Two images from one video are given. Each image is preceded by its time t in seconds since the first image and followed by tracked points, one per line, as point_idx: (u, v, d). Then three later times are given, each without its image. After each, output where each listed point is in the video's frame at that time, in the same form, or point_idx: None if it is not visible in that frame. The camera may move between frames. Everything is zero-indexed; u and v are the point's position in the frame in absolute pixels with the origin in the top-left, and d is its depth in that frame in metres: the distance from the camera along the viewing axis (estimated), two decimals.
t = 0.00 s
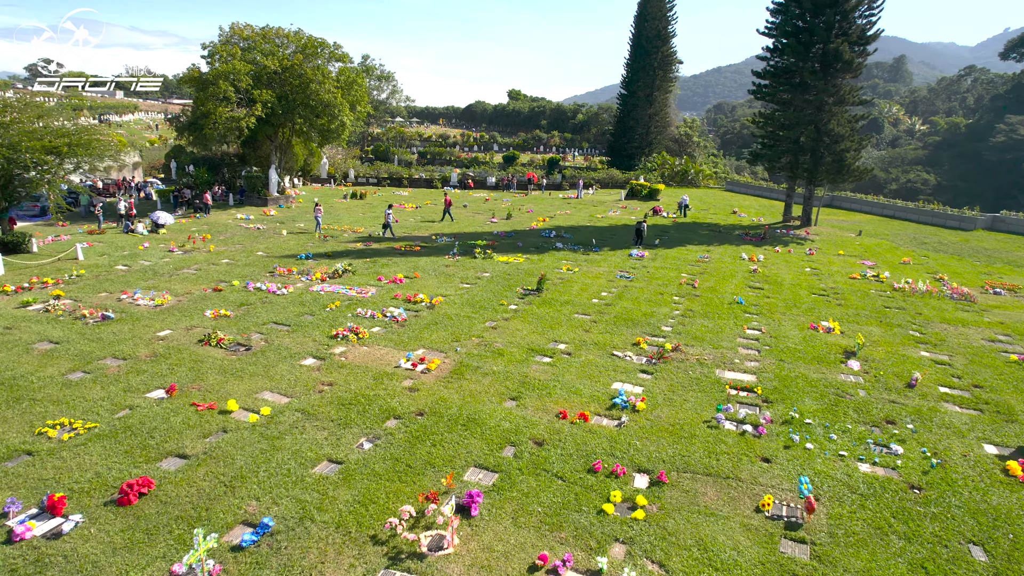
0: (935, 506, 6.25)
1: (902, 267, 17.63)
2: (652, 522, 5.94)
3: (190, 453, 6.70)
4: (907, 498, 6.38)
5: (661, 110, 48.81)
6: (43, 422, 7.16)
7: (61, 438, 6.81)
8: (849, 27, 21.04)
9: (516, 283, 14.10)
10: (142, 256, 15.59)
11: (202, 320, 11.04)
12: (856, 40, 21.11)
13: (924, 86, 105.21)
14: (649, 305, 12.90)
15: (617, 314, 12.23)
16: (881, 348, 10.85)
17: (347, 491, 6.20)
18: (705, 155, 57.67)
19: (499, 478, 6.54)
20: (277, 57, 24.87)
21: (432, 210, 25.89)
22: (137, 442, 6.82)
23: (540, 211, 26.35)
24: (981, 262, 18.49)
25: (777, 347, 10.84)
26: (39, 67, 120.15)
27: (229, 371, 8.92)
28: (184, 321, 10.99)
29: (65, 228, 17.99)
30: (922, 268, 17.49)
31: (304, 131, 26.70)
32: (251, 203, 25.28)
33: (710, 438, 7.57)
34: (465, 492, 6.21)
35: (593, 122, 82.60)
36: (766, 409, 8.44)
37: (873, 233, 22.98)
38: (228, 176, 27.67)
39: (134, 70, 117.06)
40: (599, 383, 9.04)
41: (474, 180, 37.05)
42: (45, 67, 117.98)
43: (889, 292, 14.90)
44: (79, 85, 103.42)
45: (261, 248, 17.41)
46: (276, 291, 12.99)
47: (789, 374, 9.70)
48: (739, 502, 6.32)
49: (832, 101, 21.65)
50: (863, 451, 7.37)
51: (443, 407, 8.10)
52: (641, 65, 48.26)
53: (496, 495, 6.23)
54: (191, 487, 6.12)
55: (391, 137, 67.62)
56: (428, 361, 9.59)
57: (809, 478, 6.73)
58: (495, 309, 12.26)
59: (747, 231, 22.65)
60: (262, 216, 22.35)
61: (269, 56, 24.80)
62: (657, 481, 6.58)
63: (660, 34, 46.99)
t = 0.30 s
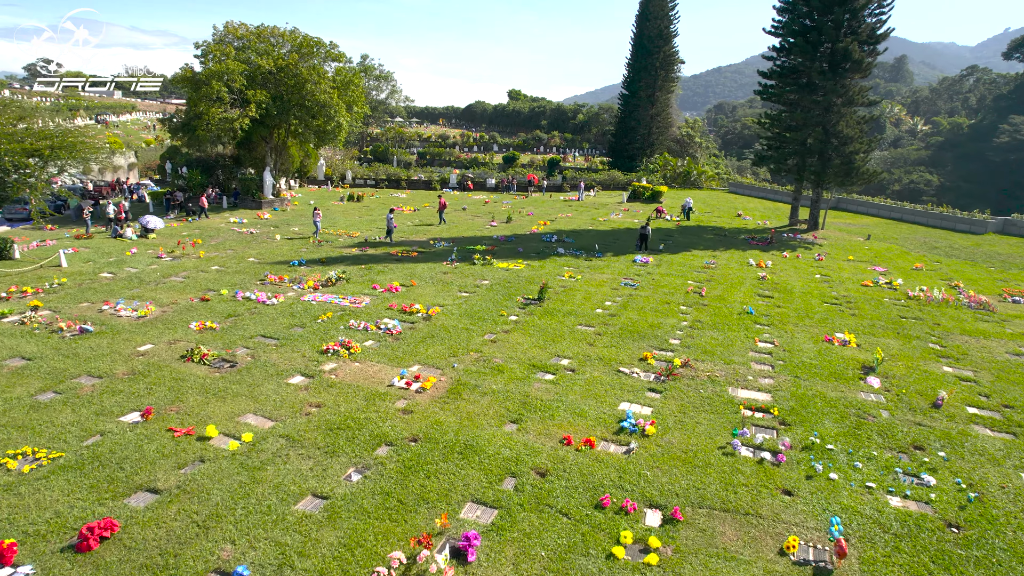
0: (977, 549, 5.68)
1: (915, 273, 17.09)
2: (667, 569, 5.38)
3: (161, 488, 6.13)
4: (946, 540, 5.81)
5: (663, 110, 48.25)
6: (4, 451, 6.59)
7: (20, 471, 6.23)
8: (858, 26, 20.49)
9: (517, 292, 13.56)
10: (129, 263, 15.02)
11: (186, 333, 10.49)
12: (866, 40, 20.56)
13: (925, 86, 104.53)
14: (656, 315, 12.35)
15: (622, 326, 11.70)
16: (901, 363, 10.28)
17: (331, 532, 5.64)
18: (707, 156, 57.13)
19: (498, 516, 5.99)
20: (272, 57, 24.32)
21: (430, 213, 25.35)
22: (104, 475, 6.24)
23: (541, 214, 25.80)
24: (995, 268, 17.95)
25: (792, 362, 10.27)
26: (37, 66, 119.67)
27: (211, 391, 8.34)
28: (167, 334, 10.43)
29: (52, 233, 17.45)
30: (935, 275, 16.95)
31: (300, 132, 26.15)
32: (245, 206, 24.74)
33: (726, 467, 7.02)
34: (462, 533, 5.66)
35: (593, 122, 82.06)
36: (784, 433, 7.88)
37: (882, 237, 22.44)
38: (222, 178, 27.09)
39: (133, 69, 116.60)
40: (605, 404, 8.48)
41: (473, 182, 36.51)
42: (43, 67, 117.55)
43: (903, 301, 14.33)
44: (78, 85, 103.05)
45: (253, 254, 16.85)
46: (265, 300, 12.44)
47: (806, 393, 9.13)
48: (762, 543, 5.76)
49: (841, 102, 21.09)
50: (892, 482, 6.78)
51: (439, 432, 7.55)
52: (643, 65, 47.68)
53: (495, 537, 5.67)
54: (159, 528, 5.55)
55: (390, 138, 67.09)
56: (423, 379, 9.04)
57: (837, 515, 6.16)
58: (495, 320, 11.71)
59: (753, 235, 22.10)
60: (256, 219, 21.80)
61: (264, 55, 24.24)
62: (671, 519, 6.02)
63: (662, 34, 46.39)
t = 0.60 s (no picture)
0: None
1: (929, 281, 16.55)
2: None
3: (128, 531, 5.57)
4: None
5: (665, 111, 47.68)
6: None
7: None
8: (868, 26, 19.96)
9: (517, 302, 13.04)
10: (115, 271, 14.48)
11: (169, 349, 9.95)
12: (876, 39, 20.01)
13: (928, 86, 103.85)
14: (663, 328, 11.80)
15: (628, 339, 11.16)
16: (924, 381, 9.70)
17: None
18: (710, 157, 56.54)
19: (498, 563, 5.44)
20: (266, 57, 23.78)
21: (428, 217, 24.80)
22: (65, 517, 5.67)
23: (541, 218, 25.24)
24: (1011, 275, 17.41)
25: (808, 380, 9.71)
26: (36, 66, 119.12)
27: (191, 416, 7.77)
28: (149, 350, 9.88)
29: (38, 240, 16.91)
30: (949, 282, 16.41)
31: (296, 134, 25.60)
32: (240, 209, 24.21)
33: (744, 503, 6.47)
34: None
35: (594, 123, 81.42)
36: (805, 462, 7.33)
37: (892, 242, 21.90)
38: (217, 180, 26.54)
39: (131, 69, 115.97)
40: (612, 429, 7.93)
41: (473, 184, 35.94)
42: (42, 67, 117.06)
43: (920, 311, 13.75)
44: (76, 85, 102.55)
45: (245, 261, 16.31)
46: (255, 312, 11.90)
47: (825, 415, 8.57)
48: None
49: (851, 103, 20.55)
50: (926, 520, 6.22)
51: (434, 462, 7.01)
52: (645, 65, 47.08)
53: None
54: None
55: (389, 138, 66.51)
56: (419, 401, 8.50)
57: (872, 565, 5.57)
58: (494, 334, 11.16)
59: (760, 240, 21.55)
60: (250, 224, 21.27)
61: (258, 55, 23.69)
62: (688, 566, 5.47)
63: (664, 33, 45.77)
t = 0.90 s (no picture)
0: None
1: (943, 289, 16.01)
2: None
3: None
4: None
5: (667, 112, 47.14)
6: None
7: None
8: (879, 26, 19.41)
9: (518, 314, 12.51)
10: (100, 280, 13.93)
11: (150, 367, 9.39)
12: (887, 39, 19.46)
13: (930, 86, 103.26)
14: (671, 343, 11.26)
15: (634, 355, 10.61)
16: (948, 402, 9.15)
17: None
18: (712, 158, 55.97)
19: None
20: (261, 58, 23.23)
21: (427, 221, 24.27)
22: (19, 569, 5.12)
23: (542, 221, 24.70)
24: None
25: (826, 401, 9.16)
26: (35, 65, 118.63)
27: (168, 443, 7.21)
28: (129, 367, 9.33)
29: (24, 246, 16.38)
30: (965, 291, 15.87)
31: (292, 136, 25.06)
32: (234, 213, 23.69)
33: (766, 547, 5.92)
34: None
35: (595, 123, 80.83)
36: (829, 496, 6.79)
37: (901, 248, 21.37)
38: (211, 183, 25.99)
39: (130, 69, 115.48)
40: (619, 459, 7.39)
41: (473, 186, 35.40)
42: (40, 66, 116.54)
43: (937, 323, 13.19)
44: (75, 85, 102.21)
45: (237, 268, 15.79)
46: (243, 326, 11.36)
47: (846, 441, 8.01)
48: None
49: (860, 105, 20.00)
50: (966, 567, 5.67)
51: (428, 498, 6.47)
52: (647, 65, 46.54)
53: None
54: None
55: (388, 139, 65.94)
56: (413, 427, 7.95)
57: None
58: (493, 349, 10.63)
59: (766, 245, 21.03)
60: (243, 229, 20.74)
61: (253, 55, 23.15)
62: None
63: (667, 33, 45.23)
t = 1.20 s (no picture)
0: None
1: (958, 299, 15.47)
2: None
3: None
4: None
5: (669, 113, 46.65)
6: None
7: None
8: (889, 26, 18.89)
9: (519, 327, 11.98)
10: (83, 290, 13.40)
11: (129, 387, 8.86)
12: (898, 40, 18.94)
13: (931, 86, 102.73)
14: (679, 359, 10.72)
15: (641, 373, 10.07)
16: (976, 426, 8.60)
17: None
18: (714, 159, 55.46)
19: None
20: (255, 58, 22.71)
21: (425, 225, 23.76)
22: None
23: (543, 226, 24.18)
24: None
25: (846, 425, 8.61)
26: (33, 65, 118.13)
27: (142, 477, 6.68)
28: (106, 388, 8.80)
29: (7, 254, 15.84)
30: (981, 301, 15.34)
31: (287, 139, 24.53)
32: (228, 217, 23.16)
33: None
34: None
35: (596, 124, 80.29)
36: (856, 537, 6.25)
37: (911, 253, 20.85)
38: (205, 187, 25.47)
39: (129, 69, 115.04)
40: (628, 493, 6.85)
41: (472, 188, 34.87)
42: (38, 66, 116.06)
43: (956, 336, 12.64)
44: (72, 84, 101.32)
45: (227, 277, 15.25)
46: (230, 341, 10.83)
47: (870, 470, 7.46)
48: None
49: (870, 108, 19.47)
50: None
51: (421, 541, 5.94)
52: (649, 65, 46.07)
53: None
54: None
55: (386, 140, 65.42)
56: (407, 456, 7.41)
57: None
58: (493, 366, 10.09)
59: (773, 251, 20.50)
60: (236, 234, 20.22)
61: (247, 56, 22.64)
62: None
63: (668, 33, 44.78)
